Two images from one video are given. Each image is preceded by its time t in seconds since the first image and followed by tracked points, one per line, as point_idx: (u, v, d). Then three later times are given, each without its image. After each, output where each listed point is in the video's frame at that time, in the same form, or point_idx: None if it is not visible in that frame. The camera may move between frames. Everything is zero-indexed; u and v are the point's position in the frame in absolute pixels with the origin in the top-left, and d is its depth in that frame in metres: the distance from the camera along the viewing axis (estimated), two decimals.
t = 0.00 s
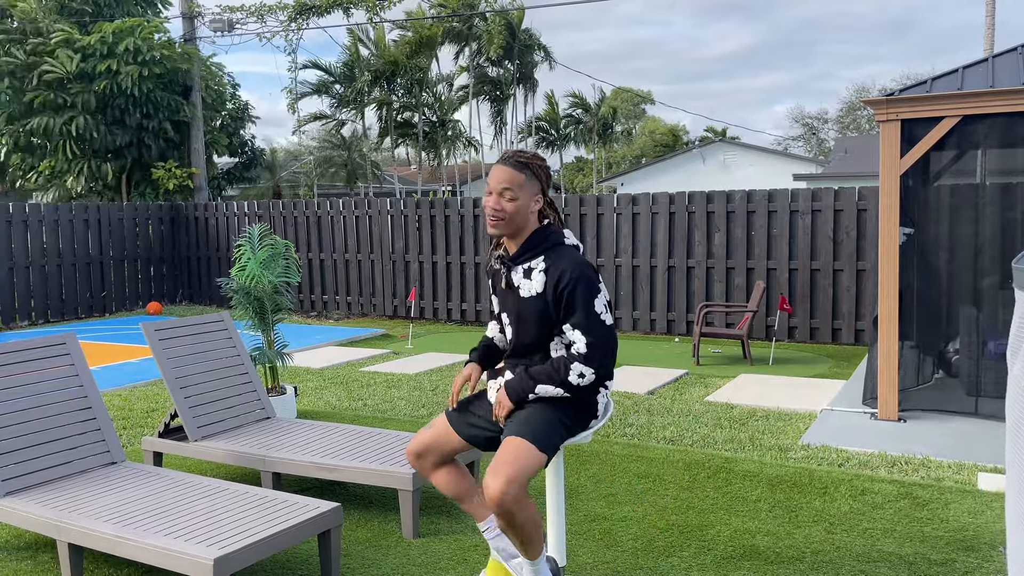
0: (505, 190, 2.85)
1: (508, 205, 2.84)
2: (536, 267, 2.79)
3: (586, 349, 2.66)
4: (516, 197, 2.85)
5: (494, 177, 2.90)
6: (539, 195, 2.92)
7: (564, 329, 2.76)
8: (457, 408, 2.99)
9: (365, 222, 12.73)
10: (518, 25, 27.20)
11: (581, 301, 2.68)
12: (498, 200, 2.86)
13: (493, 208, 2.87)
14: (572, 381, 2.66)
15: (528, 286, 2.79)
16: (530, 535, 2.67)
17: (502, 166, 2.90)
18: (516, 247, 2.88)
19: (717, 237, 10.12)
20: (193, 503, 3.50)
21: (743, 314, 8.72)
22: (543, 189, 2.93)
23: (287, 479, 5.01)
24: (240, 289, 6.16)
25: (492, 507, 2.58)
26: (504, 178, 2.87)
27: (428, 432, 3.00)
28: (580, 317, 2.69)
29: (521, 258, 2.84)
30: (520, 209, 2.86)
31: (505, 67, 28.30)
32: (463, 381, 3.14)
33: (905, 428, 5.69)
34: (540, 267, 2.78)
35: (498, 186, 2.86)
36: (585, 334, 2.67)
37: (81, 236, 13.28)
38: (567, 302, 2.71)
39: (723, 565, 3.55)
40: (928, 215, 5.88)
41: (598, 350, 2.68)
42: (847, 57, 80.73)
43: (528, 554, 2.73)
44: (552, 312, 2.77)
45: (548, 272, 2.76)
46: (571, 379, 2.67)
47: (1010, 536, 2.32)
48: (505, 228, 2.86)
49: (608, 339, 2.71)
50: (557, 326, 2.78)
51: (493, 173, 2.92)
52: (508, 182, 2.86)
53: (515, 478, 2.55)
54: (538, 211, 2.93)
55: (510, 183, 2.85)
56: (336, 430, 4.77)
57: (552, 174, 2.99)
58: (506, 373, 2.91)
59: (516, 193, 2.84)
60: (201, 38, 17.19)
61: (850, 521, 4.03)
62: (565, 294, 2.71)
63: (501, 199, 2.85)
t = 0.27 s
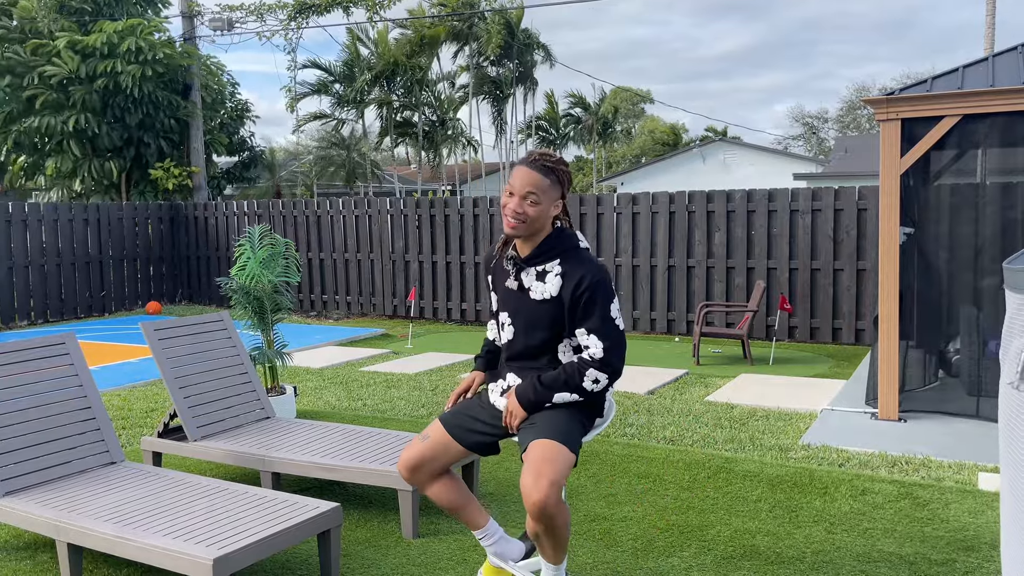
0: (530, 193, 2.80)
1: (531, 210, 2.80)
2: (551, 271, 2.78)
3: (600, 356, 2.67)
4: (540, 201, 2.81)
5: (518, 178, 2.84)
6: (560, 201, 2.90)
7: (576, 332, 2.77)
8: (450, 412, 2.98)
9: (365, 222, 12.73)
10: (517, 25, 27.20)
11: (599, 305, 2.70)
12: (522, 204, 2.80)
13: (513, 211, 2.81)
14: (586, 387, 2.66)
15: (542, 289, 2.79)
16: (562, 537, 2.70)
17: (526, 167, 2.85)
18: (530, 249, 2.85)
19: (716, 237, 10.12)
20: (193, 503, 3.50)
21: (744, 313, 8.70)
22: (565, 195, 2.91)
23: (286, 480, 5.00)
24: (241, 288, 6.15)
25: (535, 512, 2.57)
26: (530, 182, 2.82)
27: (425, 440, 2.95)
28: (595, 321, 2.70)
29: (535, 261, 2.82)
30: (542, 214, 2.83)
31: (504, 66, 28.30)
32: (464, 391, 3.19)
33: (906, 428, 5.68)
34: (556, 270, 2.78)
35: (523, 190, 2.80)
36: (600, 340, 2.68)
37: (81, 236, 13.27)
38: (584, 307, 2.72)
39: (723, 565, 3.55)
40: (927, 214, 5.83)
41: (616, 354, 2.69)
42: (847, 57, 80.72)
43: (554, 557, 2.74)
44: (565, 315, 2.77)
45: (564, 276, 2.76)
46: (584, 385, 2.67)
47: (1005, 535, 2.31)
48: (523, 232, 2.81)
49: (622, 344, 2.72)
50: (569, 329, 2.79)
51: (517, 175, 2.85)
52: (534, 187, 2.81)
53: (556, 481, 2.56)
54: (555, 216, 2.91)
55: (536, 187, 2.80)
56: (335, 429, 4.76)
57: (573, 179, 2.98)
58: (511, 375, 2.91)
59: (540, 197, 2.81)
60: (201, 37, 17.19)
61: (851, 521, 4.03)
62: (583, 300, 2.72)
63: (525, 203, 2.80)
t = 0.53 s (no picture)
0: (558, 198, 2.78)
1: (558, 214, 2.77)
2: (571, 275, 2.79)
3: (625, 359, 2.73)
4: (567, 207, 2.79)
5: (547, 182, 2.80)
6: (582, 208, 2.90)
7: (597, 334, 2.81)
8: (451, 414, 2.98)
9: (365, 222, 12.73)
10: (518, 25, 27.23)
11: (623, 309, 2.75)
12: (550, 207, 2.78)
13: (539, 214, 2.77)
14: (611, 386, 2.72)
15: (561, 292, 2.78)
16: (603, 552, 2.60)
17: (555, 170, 2.83)
18: (548, 252, 2.83)
19: (716, 237, 10.12)
20: (193, 503, 3.50)
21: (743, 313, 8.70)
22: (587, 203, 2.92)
23: (286, 479, 5.01)
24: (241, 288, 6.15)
25: (583, 517, 2.50)
26: (559, 187, 2.80)
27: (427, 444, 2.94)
28: (619, 325, 2.75)
29: (554, 264, 2.81)
30: (566, 220, 2.81)
31: (504, 66, 28.32)
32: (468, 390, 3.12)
33: (906, 428, 5.68)
34: (576, 274, 2.79)
35: (552, 195, 2.78)
36: (625, 345, 2.74)
37: (81, 235, 13.27)
38: (607, 310, 2.75)
39: (722, 565, 3.55)
40: (927, 214, 5.83)
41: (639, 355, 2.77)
42: (847, 57, 80.74)
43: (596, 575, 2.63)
44: (583, 318, 2.79)
45: (585, 280, 2.77)
46: (607, 384, 2.72)
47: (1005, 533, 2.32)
48: (547, 235, 2.78)
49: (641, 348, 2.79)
50: (584, 331, 2.82)
51: (546, 178, 2.82)
52: (563, 193, 2.79)
53: (597, 481, 2.54)
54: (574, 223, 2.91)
55: (565, 192, 2.79)
56: (335, 429, 4.77)
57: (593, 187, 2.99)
58: (520, 375, 2.91)
59: (567, 203, 2.79)
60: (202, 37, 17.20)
61: (850, 520, 4.03)
62: (606, 304, 2.75)
63: (552, 207, 2.78)
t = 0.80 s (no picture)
0: (576, 211, 2.74)
1: (575, 227, 2.74)
2: (582, 279, 2.80)
3: (660, 341, 2.84)
4: (583, 220, 2.76)
5: (563, 194, 2.74)
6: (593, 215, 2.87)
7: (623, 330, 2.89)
8: (456, 416, 2.97)
9: (365, 222, 12.73)
10: (519, 25, 27.24)
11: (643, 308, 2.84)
12: (567, 221, 2.73)
13: (557, 229, 2.73)
14: (655, 370, 2.82)
15: (574, 298, 2.80)
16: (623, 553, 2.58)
17: (569, 181, 2.76)
18: (560, 262, 2.81)
19: (717, 236, 10.12)
20: (193, 502, 3.50)
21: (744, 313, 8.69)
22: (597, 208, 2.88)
23: (287, 479, 5.01)
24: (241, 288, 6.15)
25: (607, 512, 2.50)
26: (575, 198, 2.75)
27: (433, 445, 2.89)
28: (645, 316, 2.85)
29: (566, 271, 2.81)
30: (581, 230, 2.79)
31: (505, 66, 28.31)
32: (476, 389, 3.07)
33: (906, 428, 5.68)
34: (587, 278, 2.80)
35: (570, 208, 2.73)
36: (659, 330, 2.85)
37: (81, 235, 13.27)
38: (634, 306, 2.84)
39: (722, 565, 3.55)
40: (927, 214, 5.83)
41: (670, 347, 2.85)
42: (847, 57, 80.73)
43: None
44: (595, 320, 2.84)
45: (598, 284, 2.81)
46: (649, 368, 2.83)
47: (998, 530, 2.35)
48: (562, 248, 2.76)
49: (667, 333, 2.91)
50: (596, 332, 2.86)
51: (561, 190, 2.75)
52: (579, 205, 2.75)
53: (616, 477, 2.57)
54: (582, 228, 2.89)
55: (582, 204, 2.75)
56: (335, 429, 4.77)
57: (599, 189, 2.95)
58: (523, 376, 2.92)
59: (583, 215, 2.76)
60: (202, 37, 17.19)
61: (850, 520, 4.03)
62: (632, 301, 2.84)
63: (570, 220, 2.74)
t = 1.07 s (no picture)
0: (565, 229, 2.68)
1: (566, 244, 2.71)
2: (582, 282, 2.80)
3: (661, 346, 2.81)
4: (574, 235, 2.71)
5: (550, 214, 2.68)
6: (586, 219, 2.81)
7: (625, 331, 2.87)
8: (458, 421, 2.97)
9: (365, 222, 12.73)
10: (520, 25, 27.24)
11: (645, 309, 2.82)
12: (557, 241, 2.69)
13: (548, 250, 2.70)
14: (664, 382, 2.80)
15: (575, 301, 2.81)
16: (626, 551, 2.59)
17: (555, 200, 2.68)
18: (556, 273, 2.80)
19: (717, 237, 10.12)
20: (193, 503, 3.50)
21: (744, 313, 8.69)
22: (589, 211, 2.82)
23: (287, 479, 5.01)
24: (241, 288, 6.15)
25: (611, 507, 2.52)
26: (563, 217, 2.68)
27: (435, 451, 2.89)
28: (644, 320, 2.83)
29: (565, 276, 2.80)
30: (573, 243, 2.75)
31: (505, 67, 28.32)
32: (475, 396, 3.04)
33: (906, 428, 5.68)
34: (586, 280, 2.81)
35: (558, 228, 2.68)
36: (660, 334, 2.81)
37: (81, 235, 13.27)
38: (632, 309, 2.83)
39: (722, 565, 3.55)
40: (927, 214, 5.83)
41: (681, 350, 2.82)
42: (847, 57, 80.77)
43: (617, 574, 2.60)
44: (596, 322, 2.84)
45: (597, 285, 2.81)
46: (659, 380, 2.80)
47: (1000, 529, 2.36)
48: (557, 265, 2.74)
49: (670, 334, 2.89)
50: (600, 333, 2.85)
51: (547, 211, 2.69)
52: (568, 222, 2.69)
53: (621, 473, 2.60)
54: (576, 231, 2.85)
55: (571, 222, 2.68)
56: (336, 430, 4.77)
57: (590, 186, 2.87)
58: (526, 377, 2.92)
59: (574, 231, 2.71)
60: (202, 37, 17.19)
61: (850, 520, 4.03)
62: (630, 304, 2.83)
63: (560, 240, 2.69)
